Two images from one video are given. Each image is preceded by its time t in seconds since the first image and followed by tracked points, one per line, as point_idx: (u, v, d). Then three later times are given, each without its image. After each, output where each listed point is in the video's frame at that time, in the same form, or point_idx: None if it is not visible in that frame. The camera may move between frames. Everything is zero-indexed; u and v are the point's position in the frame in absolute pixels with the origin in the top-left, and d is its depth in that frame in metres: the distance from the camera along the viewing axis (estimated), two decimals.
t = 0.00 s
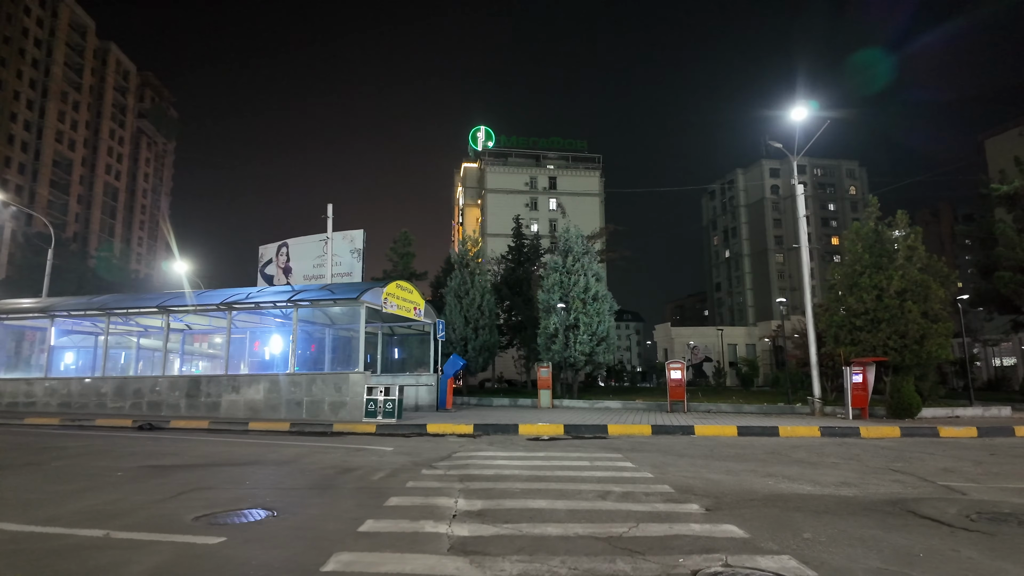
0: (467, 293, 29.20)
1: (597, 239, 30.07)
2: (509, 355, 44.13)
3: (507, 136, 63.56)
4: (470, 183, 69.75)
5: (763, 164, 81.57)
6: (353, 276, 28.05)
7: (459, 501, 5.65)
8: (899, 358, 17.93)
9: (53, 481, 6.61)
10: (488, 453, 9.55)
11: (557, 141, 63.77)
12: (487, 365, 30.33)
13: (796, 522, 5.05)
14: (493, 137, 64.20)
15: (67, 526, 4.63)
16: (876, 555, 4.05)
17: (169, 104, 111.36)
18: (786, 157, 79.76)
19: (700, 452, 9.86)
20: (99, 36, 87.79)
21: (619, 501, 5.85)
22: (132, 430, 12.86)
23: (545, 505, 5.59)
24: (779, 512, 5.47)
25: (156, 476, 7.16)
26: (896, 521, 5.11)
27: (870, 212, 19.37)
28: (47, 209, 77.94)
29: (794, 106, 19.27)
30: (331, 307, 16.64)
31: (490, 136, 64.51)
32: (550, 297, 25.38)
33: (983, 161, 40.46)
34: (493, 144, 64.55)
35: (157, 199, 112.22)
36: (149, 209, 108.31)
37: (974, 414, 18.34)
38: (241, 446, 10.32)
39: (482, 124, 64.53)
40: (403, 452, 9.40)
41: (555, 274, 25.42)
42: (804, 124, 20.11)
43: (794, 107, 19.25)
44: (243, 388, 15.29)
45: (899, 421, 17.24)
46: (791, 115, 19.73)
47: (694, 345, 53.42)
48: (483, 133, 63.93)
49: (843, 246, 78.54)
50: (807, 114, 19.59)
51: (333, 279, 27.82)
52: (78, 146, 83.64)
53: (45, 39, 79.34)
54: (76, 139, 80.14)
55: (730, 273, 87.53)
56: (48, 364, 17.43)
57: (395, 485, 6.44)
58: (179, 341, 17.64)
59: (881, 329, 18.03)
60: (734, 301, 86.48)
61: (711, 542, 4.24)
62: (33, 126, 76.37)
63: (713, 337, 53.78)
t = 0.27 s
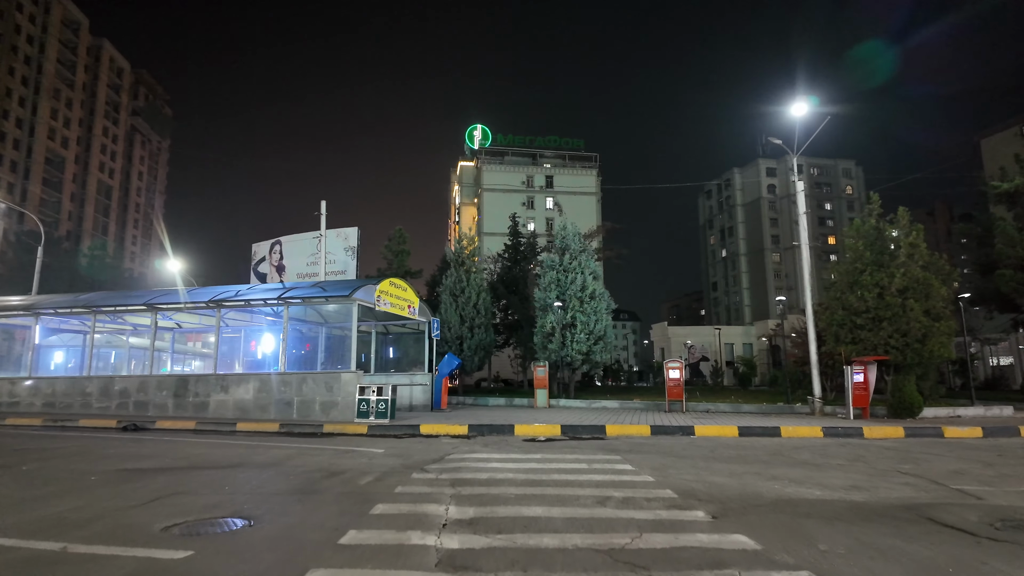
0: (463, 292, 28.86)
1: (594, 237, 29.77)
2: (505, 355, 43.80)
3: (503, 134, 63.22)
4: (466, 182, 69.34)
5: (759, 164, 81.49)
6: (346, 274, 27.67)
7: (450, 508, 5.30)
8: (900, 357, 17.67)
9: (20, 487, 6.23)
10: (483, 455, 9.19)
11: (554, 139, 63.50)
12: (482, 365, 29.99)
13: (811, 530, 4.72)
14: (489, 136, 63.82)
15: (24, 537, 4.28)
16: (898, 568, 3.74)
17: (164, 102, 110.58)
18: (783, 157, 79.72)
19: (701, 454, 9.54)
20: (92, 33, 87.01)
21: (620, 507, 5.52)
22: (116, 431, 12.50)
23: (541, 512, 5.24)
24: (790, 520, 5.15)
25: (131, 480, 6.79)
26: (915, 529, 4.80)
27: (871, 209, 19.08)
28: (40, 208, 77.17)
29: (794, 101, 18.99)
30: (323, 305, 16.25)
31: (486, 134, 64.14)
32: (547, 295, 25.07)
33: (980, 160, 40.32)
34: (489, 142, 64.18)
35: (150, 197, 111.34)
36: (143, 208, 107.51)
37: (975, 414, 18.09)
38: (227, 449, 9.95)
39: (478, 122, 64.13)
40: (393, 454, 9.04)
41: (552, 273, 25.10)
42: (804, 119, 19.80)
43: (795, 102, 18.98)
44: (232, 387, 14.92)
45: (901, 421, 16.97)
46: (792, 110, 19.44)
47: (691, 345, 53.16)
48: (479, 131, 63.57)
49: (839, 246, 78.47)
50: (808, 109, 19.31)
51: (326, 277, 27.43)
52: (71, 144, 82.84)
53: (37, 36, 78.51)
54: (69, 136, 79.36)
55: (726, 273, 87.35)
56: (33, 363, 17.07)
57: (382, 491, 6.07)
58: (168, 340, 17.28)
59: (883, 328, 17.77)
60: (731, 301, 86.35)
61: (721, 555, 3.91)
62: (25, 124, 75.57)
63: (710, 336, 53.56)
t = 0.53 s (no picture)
0: (462, 289, 28.53)
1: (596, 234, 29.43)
2: (505, 353, 43.50)
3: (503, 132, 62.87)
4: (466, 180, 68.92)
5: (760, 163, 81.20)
6: (344, 272, 27.30)
7: (447, 514, 4.96)
8: (908, 355, 17.33)
9: None
10: (480, 456, 8.84)
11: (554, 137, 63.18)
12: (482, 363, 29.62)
13: (835, 540, 4.38)
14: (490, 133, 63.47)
15: None
16: None
17: (163, 100, 110.17)
18: (784, 155, 79.38)
19: (709, 455, 9.20)
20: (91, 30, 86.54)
21: (629, 513, 5.18)
22: (105, 431, 12.16)
23: (543, 519, 4.87)
24: (811, 528, 4.80)
25: (110, 483, 6.43)
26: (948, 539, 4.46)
27: (878, 204, 18.73)
28: (38, 206, 76.77)
29: (800, 94, 18.64)
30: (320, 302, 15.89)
31: (487, 132, 63.84)
32: (547, 292, 24.73)
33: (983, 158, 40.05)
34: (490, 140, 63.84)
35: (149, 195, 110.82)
36: (142, 206, 107.03)
37: (983, 413, 17.76)
38: (218, 449, 9.59)
39: (478, 120, 63.80)
40: (389, 455, 8.69)
41: (553, 269, 24.76)
42: (810, 113, 19.43)
43: (800, 96, 18.63)
44: (226, 386, 14.57)
45: (909, 420, 16.64)
46: (798, 104, 19.08)
47: (692, 344, 52.77)
48: (479, 129, 63.25)
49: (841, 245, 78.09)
50: (814, 103, 18.93)
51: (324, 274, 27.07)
52: (69, 142, 82.27)
53: (36, 33, 78.00)
54: (68, 134, 78.92)
55: (727, 271, 86.95)
56: (23, 361, 16.71)
57: (376, 495, 5.72)
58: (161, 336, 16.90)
59: (891, 326, 17.42)
60: (731, 300, 85.94)
61: (743, 568, 3.62)
62: (23, 121, 75.09)
63: (710, 335, 53.20)
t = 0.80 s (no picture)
0: (462, 287, 28.21)
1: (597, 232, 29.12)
2: (505, 352, 43.21)
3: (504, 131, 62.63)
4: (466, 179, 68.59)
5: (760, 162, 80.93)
6: (343, 270, 26.99)
7: (444, 522, 4.64)
8: (915, 354, 17.01)
9: None
10: (480, 457, 8.53)
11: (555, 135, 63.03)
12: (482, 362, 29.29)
13: (864, 551, 4.07)
14: (490, 132, 63.23)
15: None
16: None
17: (163, 98, 109.82)
18: (785, 154, 79.08)
19: (718, 456, 8.89)
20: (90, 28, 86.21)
21: (638, 521, 4.86)
22: (95, 431, 11.85)
23: (546, 527, 4.56)
24: (836, 537, 4.47)
25: (91, 486, 6.12)
26: (984, 550, 4.15)
27: (885, 201, 18.41)
28: (36, 204, 76.43)
29: (806, 89, 18.33)
30: (317, 299, 15.55)
31: (487, 130, 63.60)
32: (548, 291, 24.42)
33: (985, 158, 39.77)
34: (490, 139, 63.57)
35: (148, 195, 110.42)
36: (140, 205, 106.64)
37: (992, 414, 17.44)
38: (210, 450, 9.30)
39: (478, 119, 63.51)
40: (386, 457, 8.36)
41: (553, 267, 24.46)
42: (815, 108, 19.14)
43: (806, 91, 18.32)
44: (220, 385, 14.26)
45: (916, 420, 16.33)
46: (803, 99, 18.78)
47: (693, 343, 52.44)
48: (480, 128, 63.00)
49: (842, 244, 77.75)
50: (820, 98, 18.62)
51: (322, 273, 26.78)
52: (68, 140, 81.92)
53: (34, 31, 77.68)
54: (66, 132, 78.65)
55: (728, 271, 86.62)
56: (16, 359, 16.47)
57: (370, 501, 5.41)
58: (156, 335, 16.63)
59: (898, 324, 17.11)
60: (732, 299, 85.60)
61: None
62: (21, 119, 74.77)
63: (711, 335, 52.88)
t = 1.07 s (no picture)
0: (459, 286, 27.92)
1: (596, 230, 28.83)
2: (504, 352, 42.92)
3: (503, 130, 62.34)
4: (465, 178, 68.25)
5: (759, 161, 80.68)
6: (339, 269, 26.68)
7: (434, 530, 4.35)
8: (919, 353, 16.75)
9: None
10: (475, 459, 8.23)
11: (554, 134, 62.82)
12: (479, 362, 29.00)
13: (883, 561, 3.79)
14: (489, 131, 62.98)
15: None
16: None
17: (160, 97, 109.45)
18: (784, 153, 78.81)
19: (722, 458, 8.61)
20: (87, 27, 85.79)
21: (643, 529, 4.56)
22: (82, 431, 11.56)
23: (543, 537, 4.26)
24: (853, 547, 4.19)
25: (65, 491, 5.81)
26: (1012, 561, 3.87)
27: (889, 197, 18.13)
28: (33, 203, 75.95)
29: (808, 84, 18.06)
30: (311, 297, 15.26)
31: (485, 129, 63.37)
32: (547, 289, 24.14)
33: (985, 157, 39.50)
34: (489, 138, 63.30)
35: (146, 194, 109.93)
36: (138, 204, 106.17)
37: (996, 413, 17.19)
38: (197, 451, 8.99)
39: (477, 118, 63.30)
40: (378, 459, 8.06)
41: (552, 265, 24.18)
42: (818, 103, 18.86)
43: (809, 86, 18.03)
44: (211, 384, 13.96)
45: (920, 420, 16.07)
46: (805, 94, 18.49)
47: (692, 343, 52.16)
48: (478, 126, 62.75)
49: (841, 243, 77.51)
50: (822, 92, 18.34)
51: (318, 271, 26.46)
52: (64, 138, 81.42)
53: (31, 29, 77.24)
54: (63, 130, 78.08)
55: (727, 270, 86.36)
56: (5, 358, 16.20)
57: (357, 507, 5.11)
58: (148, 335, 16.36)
59: (901, 322, 16.86)
60: (731, 298, 85.33)
61: None
62: (17, 118, 74.30)
63: (710, 334, 52.59)
